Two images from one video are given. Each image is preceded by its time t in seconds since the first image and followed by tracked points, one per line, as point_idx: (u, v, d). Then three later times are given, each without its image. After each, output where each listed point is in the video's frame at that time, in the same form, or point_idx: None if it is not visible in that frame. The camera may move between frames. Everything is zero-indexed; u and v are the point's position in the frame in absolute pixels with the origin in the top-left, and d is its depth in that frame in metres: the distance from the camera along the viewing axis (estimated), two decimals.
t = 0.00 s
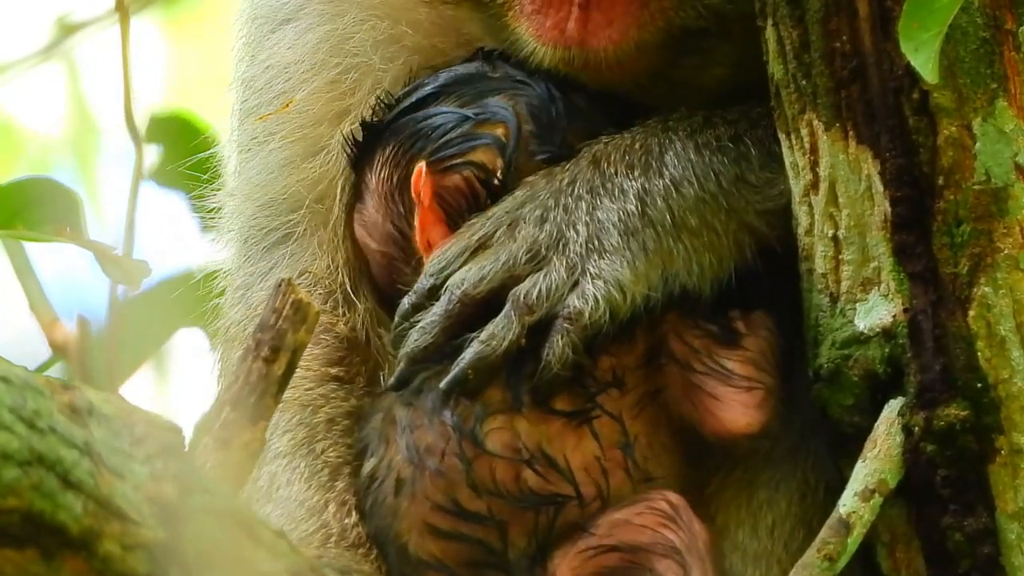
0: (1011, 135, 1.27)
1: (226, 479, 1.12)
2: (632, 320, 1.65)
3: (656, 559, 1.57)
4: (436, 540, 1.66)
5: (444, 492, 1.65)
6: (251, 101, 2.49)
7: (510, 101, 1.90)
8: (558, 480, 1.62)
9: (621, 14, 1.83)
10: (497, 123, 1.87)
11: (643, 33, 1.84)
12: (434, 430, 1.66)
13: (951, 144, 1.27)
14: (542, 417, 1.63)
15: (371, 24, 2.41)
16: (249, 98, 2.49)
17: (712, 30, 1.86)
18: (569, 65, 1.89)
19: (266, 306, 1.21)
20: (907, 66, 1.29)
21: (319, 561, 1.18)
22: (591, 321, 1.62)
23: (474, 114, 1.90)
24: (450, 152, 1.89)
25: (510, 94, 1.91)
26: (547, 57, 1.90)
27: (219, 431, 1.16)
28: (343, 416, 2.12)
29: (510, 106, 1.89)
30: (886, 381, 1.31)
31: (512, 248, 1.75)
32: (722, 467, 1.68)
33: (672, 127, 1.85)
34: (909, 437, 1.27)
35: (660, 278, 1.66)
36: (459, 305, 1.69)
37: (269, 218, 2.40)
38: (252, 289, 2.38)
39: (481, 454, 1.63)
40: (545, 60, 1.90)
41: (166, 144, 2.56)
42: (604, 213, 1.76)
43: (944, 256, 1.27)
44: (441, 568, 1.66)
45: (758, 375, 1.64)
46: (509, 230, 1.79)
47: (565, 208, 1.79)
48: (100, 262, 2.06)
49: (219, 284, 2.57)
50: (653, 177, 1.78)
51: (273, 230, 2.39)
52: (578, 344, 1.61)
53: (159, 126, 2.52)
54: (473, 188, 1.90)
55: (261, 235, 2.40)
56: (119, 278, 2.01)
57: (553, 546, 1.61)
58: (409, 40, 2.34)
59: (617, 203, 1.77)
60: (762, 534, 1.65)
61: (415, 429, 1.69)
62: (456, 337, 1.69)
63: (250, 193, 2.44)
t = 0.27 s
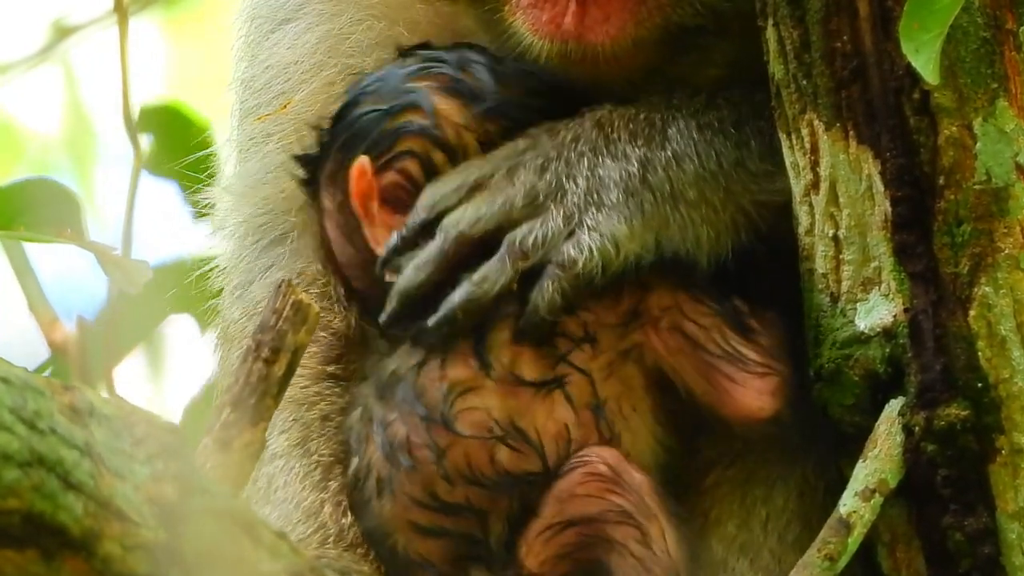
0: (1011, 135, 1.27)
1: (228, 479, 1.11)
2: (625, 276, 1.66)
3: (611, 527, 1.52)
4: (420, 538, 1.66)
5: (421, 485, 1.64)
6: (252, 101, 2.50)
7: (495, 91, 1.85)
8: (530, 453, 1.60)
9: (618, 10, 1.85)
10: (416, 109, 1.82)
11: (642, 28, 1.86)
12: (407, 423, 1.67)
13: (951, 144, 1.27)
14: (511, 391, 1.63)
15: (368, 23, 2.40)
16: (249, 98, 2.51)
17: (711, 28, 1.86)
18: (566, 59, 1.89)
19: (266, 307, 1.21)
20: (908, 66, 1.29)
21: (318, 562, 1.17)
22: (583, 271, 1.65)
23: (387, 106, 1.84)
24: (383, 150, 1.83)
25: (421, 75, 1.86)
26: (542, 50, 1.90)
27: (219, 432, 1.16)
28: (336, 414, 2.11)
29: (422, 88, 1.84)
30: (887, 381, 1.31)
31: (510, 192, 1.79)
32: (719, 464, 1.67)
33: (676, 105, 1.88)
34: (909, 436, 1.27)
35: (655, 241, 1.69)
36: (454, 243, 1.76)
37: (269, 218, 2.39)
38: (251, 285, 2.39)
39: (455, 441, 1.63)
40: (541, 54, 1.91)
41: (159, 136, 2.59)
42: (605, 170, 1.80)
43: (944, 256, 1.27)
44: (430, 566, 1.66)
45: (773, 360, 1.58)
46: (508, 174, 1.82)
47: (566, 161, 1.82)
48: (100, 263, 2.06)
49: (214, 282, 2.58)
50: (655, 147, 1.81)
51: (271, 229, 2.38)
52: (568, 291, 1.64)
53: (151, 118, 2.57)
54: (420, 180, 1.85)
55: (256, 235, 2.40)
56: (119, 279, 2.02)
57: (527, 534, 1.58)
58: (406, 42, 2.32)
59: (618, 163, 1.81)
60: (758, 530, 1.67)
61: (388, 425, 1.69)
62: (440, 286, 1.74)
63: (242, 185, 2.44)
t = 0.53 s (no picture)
0: (1011, 135, 1.27)
1: (228, 479, 1.11)
2: (618, 266, 1.68)
3: (616, 541, 1.54)
4: (417, 538, 1.66)
5: (415, 485, 1.65)
6: (251, 103, 2.50)
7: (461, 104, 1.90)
8: (526, 448, 1.61)
9: (619, 11, 1.84)
10: (379, 125, 1.86)
11: (643, 29, 1.84)
12: (398, 423, 1.67)
13: (951, 144, 1.27)
14: (502, 385, 1.64)
15: (366, 25, 2.38)
16: (250, 99, 2.51)
17: (712, 27, 1.86)
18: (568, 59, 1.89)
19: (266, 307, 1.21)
20: (908, 66, 1.29)
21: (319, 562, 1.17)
22: (576, 258, 1.66)
23: (353, 123, 1.88)
24: (353, 169, 1.87)
25: (386, 89, 1.89)
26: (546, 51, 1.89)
27: (219, 432, 1.15)
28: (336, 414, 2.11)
29: (386, 102, 1.87)
30: (887, 381, 1.31)
31: (505, 177, 1.80)
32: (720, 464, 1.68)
33: (675, 100, 1.86)
34: (909, 436, 1.27)
35: (648, 232, 1.70)
36: (447, 225, 1.74)
37: (269, 214, 2.39)
38: (251, 281, 2.41)
39: (446, 441, 1.63)
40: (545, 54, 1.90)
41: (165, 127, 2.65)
42: (602, 160, 1.79)
43: (944, 256, 1.27)
44: (427, 566, 1.66)
45: (752, 348, 1.61)
46: (504, 160, 1.83)
47: (564, 149, 1.82)
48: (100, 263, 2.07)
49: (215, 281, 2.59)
50: (653, 141, 1.79)
51: (273, 225, 2.38)
52: (558, 277, 1.65)
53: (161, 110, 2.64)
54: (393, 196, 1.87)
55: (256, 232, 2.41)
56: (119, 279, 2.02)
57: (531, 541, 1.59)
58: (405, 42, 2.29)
59: (616, 154, 1.79)
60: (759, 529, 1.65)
61: (379, 425, 1.70)
62: (432, 271, 1.73)
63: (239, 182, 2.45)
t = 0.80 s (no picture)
0: (1013, 135, 1.26)
1: (229, 478, 1.11)
2: (620, 275, 1.67)
3: (625, 550, 1.52)
4: (418, 539, 1.67)
5: (417, 487, 1.66)
6: (253, 103, 2.50)
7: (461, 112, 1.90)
8: (529, 454, 1.61)
9: (618, 10, 1.84)
10: (380, 133, 1.86)
11: (641, 29, 1.85)
12: (401, 425, 1.68)
13: (952, 144, 1.27)
14: (506, 393, 1.64)
15: (368, 26, 2.36)
16: (252, 99, 2.51)
17: (710, 27, 1.88)
18: (567, 60, 1.88)
19: (267, 307, 1.21)
20: (909, 66, 1.29)
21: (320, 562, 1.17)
22: (578, 269, 1.65)
23: (354, 133, 1.88)
24: (354, 179, 1.87)
25: (386, 98, 1.90)
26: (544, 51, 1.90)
27: (220, 432, 1.15)
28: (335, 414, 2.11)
29: (387, 112, 1.88)
30: (888, 381, 1.31)
31: (506, 189, 1.79)
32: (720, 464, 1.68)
33: (675, 107, 1.87)
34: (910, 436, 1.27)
35: (651, 243, 1.68)
36: (448, 236, 1.73)
37: (269, 217, 2.39)
38: (251, 281, 2.41)
39: (449, 445, 1.64)
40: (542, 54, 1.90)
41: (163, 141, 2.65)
42: (604, 169, 1.78)
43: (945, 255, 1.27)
44: (427, 567, 1.68)
45: (752, 356, 1.60)
46: (505, 171, 1.83)
47: (565, 159, 1.82)
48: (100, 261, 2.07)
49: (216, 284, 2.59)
50: (654, 149, 1.79)
51: (274, 224, 2.38)
52: (561, 288, 1.65)
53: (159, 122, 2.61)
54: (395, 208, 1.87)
55: (257, 235, 2.40)
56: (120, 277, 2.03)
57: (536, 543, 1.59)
58: (407, 41, 2.29)
59: (617, 163, 1.79)
60: (761, 529, 1.65)
61: (381, 428, 1.72)
62: (433, 283, 1.72)
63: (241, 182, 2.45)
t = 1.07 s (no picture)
0: (1012, 135, 1.26)
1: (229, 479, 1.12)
2: (616, 283, 1.66)
3: (606, 541, 1.52)
4: (416, 537, 1.68)
5: (414, 485, 1.66)
6: (252, 100, 2.50)
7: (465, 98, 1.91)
8: (523, 453, 1.62)
9: (611, 9, 1.80)
10: (382, 116, 1.87)
11: (633, 30, 1.81)
12: (396, 425, 1.69)
13: (951, 144, 1.27)
14: (500, 395, 1.65)
15: (371, 23, 2.37)
16: (254, 98, 2.50)
17: (702, 29, 1.85)
18: (562, 61, 1.85)
19: (267, 306, 1.20)
20: (909, 66, 1.29)
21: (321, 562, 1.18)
22: (574, 277, 1.65)
23: (356, 111, 1.90)
24: (353, 156, 1.88)
25: (390, 78, 1.92)
26: (540, 52, 1.84)
27: (220, 431, 1.16)
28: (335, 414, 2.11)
29: (390, 92, 1.90)
30: (888, 381, 1.31)
31: (506, 191, 1.80)
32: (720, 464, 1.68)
33: (677, 109, 1.87)
34: (909, 436, 1.27)
35: (649, 251, 1.68)
36: (446, 238, 1.74)
37: (270, 219, 2.39)
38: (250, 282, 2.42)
39: (444, 443, 1.65)
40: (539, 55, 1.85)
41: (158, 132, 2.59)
42: (605, 174, 1.79)
43: (944, 256, 1.27)
44: (425, 565, 1.68)
45: (736, 382, 1.62)
46: (506, 172, 1.83)
47: (566, 162, 1.82)
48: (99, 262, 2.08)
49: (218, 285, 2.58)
50: (655, 153, 1.80)
51: (275, 229, 2.39)
52: (558, 295, 1.65)
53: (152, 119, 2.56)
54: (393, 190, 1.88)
55: (258, 237, 2.41)
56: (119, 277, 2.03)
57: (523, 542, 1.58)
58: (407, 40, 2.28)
59: (618, 167, 1.79)
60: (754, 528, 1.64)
61: (377, 426, 1.72)
62: (429, 282, 1.73)
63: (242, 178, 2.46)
